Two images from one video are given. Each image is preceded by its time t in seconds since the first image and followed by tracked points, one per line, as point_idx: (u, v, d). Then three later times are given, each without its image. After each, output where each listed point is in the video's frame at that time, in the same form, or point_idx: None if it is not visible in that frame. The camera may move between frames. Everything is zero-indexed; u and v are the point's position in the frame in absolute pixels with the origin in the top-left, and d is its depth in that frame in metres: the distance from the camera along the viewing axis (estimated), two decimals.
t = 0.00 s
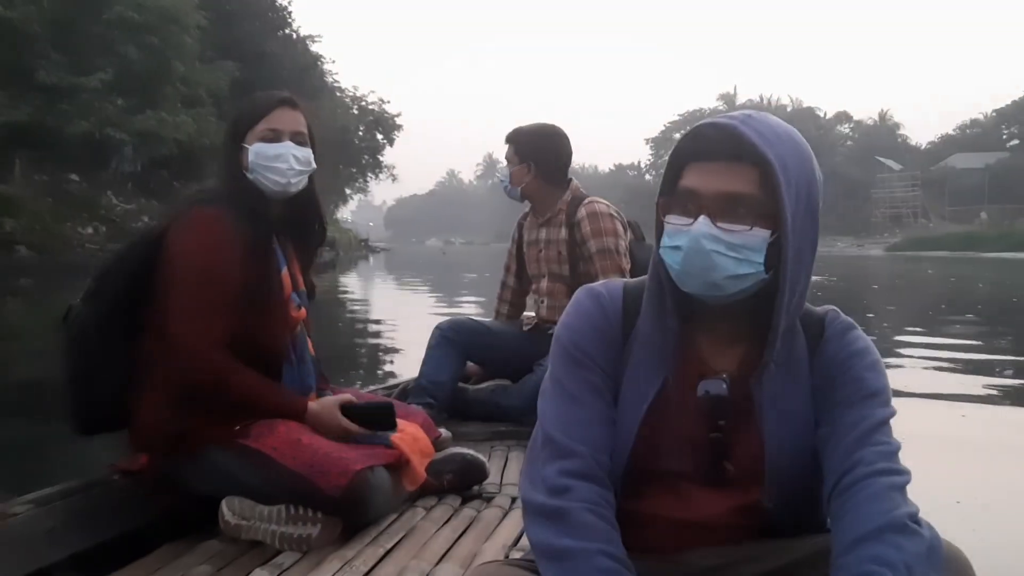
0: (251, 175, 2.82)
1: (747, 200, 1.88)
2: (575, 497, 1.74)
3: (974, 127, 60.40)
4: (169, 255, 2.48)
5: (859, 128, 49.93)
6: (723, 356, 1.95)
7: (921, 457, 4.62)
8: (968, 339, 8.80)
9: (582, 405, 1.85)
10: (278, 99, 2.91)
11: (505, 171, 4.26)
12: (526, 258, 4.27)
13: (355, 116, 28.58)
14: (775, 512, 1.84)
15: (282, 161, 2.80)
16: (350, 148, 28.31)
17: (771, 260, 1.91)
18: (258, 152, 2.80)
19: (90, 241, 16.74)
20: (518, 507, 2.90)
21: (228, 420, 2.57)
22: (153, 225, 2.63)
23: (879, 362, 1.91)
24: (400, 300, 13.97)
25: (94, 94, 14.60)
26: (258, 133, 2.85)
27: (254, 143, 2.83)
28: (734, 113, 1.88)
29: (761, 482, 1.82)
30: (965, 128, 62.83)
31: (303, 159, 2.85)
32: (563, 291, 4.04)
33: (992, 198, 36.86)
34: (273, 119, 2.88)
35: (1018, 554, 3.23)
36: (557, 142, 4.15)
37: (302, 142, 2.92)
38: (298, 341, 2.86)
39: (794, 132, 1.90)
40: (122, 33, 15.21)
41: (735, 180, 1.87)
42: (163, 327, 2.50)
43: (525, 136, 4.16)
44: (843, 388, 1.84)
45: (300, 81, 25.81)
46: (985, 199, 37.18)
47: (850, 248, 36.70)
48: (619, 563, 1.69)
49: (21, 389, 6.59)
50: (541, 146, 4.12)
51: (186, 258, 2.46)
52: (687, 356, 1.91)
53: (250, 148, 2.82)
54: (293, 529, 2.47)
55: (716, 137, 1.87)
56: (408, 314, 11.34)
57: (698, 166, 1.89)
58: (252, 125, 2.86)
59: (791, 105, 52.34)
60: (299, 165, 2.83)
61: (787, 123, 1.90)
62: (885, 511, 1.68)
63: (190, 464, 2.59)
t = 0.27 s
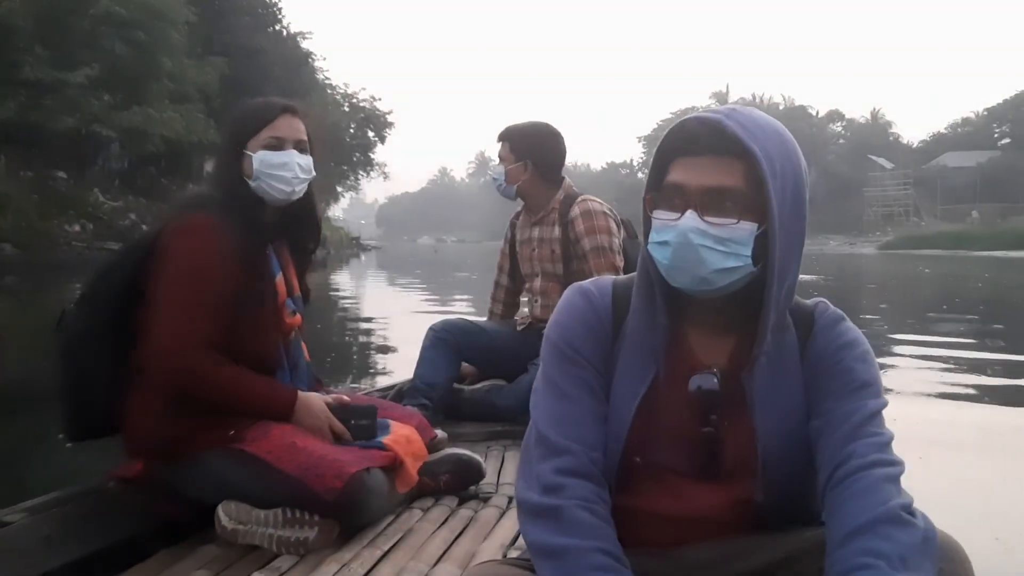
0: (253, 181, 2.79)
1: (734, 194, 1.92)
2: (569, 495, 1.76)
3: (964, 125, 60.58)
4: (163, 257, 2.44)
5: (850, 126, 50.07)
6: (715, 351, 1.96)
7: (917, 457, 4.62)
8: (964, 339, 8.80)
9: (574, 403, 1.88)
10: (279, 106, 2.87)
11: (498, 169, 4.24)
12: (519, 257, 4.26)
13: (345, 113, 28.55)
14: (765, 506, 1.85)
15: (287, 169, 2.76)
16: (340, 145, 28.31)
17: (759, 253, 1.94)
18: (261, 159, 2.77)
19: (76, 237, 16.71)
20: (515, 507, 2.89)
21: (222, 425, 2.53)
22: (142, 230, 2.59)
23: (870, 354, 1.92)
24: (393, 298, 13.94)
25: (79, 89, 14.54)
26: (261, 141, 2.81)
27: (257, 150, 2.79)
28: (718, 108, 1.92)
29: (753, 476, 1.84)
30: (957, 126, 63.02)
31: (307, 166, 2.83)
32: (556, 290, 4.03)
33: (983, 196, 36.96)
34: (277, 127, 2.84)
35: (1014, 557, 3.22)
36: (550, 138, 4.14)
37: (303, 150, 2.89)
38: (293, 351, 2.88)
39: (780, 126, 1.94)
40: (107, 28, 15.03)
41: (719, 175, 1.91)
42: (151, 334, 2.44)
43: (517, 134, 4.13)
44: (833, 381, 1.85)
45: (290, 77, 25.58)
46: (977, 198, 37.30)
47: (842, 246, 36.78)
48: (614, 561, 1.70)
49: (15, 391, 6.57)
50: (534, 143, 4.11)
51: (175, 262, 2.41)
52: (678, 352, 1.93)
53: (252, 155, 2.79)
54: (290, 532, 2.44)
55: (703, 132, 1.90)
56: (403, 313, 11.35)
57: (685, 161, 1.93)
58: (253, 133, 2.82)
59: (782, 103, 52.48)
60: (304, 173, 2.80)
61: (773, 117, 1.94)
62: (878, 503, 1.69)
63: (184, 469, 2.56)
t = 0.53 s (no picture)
0: (271, 200, 2.87)
1: (717, 189, 1.94)
2: (566, 493, 1.77)
3: (958, 125, 60.68)
4: (155, 257, 2.37)
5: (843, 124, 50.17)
6: (707, 347, 1.98)
7: (913, 458, 4.62)
8: (959, 340, 8.80)
9: (567, 401, 1.89)
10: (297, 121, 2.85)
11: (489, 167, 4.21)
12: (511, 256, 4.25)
13: (338, 110, 28.50)
14: (760, 498, 1.88)
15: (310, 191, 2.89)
16: (334, 142, 28.27)
17: (745, 248, 1.95)
18: (285, 180, 2.84)
19: (67, 237, 16.43)
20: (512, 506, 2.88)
21: (218, 427, 2.53)
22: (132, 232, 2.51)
23: (861, 348, 1.95)
24: (388, 298, 13.91)
25: (67, 85, 14.47)
26: (286, 164, 2.84)
27: (280, 170, 2.83)
28: (699, 106, 1.94)
29: (748, 470, 1.87)
30: (951, 125, 63.13)
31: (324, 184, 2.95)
32: (549, 289, 4.02)
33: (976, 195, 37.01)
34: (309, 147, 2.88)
35: (1009, 559, 3.23)
36: (542, 137, 4.14)
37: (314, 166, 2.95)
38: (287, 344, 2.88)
39: (762, 121, 1.96)
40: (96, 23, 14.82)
41: (702, 171, 1.93)
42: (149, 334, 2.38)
43: (509, 132, 4.14)
44: (825, 374, 1.88)
45: (283, 74, 25.15)
46: (971, 198, 37.31)
47: (836, 246, 36.84)
48: (612, 557, 1.72)
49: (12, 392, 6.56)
50: (526, 141, 4.11)
51: (171, 260, 2.36)
52: (670, 348, 1.95)
53: (276, 174, 2.83)
54: (288, 534, 2.42)
55: (682, 131, 1.93)
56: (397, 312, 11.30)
57: (668, 160, 1.95)
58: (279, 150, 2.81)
59: (776, 101, 52.57)
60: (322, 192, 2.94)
61: (754, 113, 1.96)
62: (871, 497, 1.72)
63: (180, 470, 2.52)
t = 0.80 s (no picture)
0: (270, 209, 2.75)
1: (706, 181, 1.94)
2: (560, 488, 1.76)
3: (950, 127, 60.89)
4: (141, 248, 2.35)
5: (837, 125, 50.28)
6: (700, 341, 1.98)
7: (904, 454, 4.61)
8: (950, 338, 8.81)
9: (560, 397, 1.88)
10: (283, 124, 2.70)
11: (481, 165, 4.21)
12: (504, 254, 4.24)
13: (330, 108, 28.49)
14: (756, 492, 1.88)
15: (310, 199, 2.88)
16: (325, 141, 28.25)
17: (734, 240, 1.95)
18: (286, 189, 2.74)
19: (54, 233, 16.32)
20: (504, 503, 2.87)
21: (210, 423, 2.51)
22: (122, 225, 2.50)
23: (854, 341, 1.95)
24: (381, 295, 13.89)
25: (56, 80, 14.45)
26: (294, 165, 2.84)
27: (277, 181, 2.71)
28: (688, 100, 1.95)
29: (742, 465, 1.86)
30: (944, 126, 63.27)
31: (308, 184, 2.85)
32: (541, 286, 4.02)
33: (969, 197, 37.06)
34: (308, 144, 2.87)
35: (998, 550, 3.23)
36: (532, 135, 4.14)
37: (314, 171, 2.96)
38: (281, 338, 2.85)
39: (749, 114, 1.97)
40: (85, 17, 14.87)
41: (691, 163, 1.93)
42: (144, 325, 2.39)
43: (499, 131, 4.14)
44: (817, 368, 1.88)
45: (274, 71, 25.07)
46: (963, 198, 37.38)
47: (829, 246, 36.90)
48: (606, 552, 1.71)
49: None
50: (516, 139, 4.11)
51: (161, 250, 2.36)
52: (662, 342, 1.95)
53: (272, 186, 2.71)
54: (280, 530, 2.41)
55: (669, 122, 1.93)
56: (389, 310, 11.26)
57: (659, 153, 1.96)
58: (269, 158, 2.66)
59: (769, 102, 52.70)
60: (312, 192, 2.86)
61: (742, 106, 1.97)
62: (866, 493, 1.71)
63: (173, 467, 2.51)
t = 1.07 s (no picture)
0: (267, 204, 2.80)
1: (700, 183, 1.95)
2: (549, 488, 1.77)
3: (944, 127, 60.98)
4: (127, 241, 2.35)
5: (830, 126, 50.37)
6: (691, 344, 1.99)
7: (886, 450, 4.64)
8: (936, 336, 8.86)
9: (550, 396, 1.89)
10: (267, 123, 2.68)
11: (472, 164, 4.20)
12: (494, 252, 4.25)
13: (323, 107, 28.54)
14: (745, 495, 1.89)
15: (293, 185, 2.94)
16: (317, 139, 28.30)
17: (728, 243, 1.96)
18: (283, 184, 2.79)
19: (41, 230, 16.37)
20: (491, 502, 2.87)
21: (197, 418, 2.50)
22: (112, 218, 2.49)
23: (844, 346, 1.96)
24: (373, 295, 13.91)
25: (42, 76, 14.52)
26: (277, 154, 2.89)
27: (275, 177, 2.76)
28: (685, 103, 1.95)
29: (730, 467, 1.87)
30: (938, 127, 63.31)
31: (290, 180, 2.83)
32: (532, 285, 4.03)
33: (961, 197, 37.10)
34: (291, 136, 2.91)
35: (978, 545, 3.25)
36: (524, 134, 4.14)
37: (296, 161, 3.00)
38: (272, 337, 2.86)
39: (745, 118, 1.97)
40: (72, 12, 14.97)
41: (687, 165, 1.94)
42: (131, 321, 2.39)
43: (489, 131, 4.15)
44: (808, 372, 1.89)
45: (266, 68, 25.21)
46: (954, 198, 37.56)
47: (822, 246, 36.95)
48: (593, 552, 1.72)
49: None
50: (507, 139, 4.12)
51: (152, 248, 2.36)
52: (653, 344, 1.95)
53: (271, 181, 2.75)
54: (265, 525, 2.41)
55: (666, 123, 1.94)
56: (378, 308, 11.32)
57: (655, 154, 1.95)
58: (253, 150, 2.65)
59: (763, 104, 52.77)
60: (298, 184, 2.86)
61: (738, 110, 1.97)
62: (854, 497, 1.73)
63: (159, 461, 2.51)
